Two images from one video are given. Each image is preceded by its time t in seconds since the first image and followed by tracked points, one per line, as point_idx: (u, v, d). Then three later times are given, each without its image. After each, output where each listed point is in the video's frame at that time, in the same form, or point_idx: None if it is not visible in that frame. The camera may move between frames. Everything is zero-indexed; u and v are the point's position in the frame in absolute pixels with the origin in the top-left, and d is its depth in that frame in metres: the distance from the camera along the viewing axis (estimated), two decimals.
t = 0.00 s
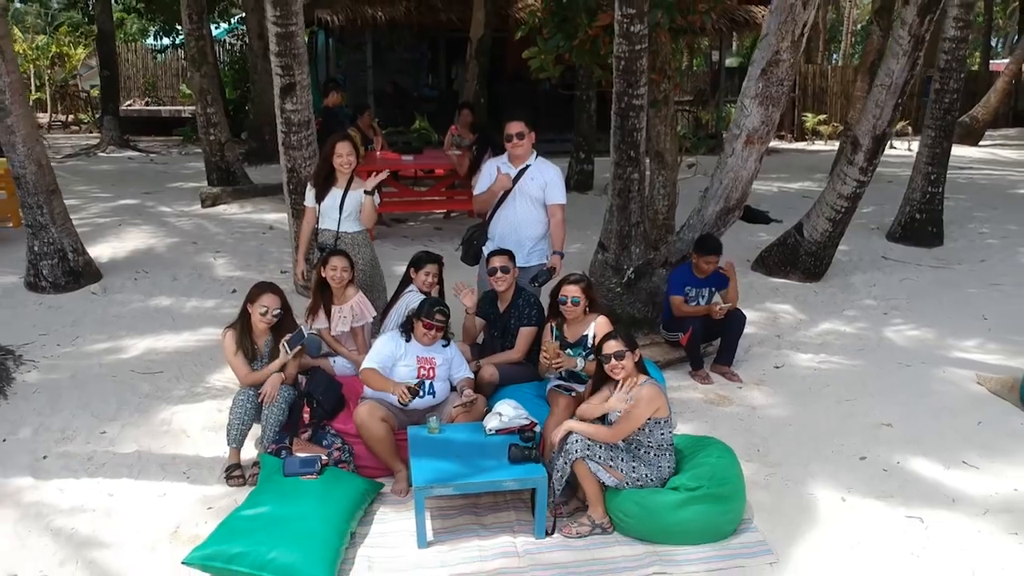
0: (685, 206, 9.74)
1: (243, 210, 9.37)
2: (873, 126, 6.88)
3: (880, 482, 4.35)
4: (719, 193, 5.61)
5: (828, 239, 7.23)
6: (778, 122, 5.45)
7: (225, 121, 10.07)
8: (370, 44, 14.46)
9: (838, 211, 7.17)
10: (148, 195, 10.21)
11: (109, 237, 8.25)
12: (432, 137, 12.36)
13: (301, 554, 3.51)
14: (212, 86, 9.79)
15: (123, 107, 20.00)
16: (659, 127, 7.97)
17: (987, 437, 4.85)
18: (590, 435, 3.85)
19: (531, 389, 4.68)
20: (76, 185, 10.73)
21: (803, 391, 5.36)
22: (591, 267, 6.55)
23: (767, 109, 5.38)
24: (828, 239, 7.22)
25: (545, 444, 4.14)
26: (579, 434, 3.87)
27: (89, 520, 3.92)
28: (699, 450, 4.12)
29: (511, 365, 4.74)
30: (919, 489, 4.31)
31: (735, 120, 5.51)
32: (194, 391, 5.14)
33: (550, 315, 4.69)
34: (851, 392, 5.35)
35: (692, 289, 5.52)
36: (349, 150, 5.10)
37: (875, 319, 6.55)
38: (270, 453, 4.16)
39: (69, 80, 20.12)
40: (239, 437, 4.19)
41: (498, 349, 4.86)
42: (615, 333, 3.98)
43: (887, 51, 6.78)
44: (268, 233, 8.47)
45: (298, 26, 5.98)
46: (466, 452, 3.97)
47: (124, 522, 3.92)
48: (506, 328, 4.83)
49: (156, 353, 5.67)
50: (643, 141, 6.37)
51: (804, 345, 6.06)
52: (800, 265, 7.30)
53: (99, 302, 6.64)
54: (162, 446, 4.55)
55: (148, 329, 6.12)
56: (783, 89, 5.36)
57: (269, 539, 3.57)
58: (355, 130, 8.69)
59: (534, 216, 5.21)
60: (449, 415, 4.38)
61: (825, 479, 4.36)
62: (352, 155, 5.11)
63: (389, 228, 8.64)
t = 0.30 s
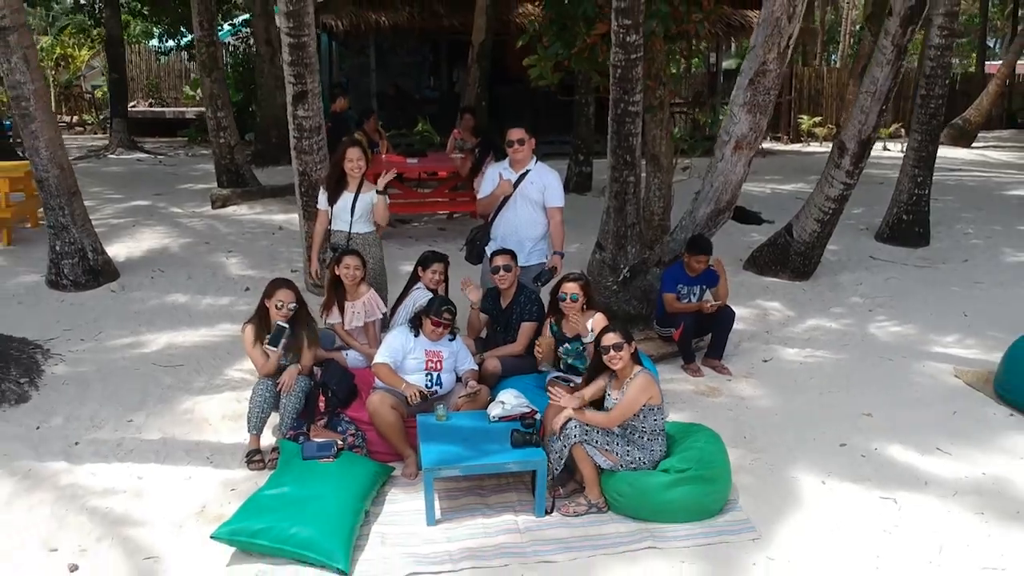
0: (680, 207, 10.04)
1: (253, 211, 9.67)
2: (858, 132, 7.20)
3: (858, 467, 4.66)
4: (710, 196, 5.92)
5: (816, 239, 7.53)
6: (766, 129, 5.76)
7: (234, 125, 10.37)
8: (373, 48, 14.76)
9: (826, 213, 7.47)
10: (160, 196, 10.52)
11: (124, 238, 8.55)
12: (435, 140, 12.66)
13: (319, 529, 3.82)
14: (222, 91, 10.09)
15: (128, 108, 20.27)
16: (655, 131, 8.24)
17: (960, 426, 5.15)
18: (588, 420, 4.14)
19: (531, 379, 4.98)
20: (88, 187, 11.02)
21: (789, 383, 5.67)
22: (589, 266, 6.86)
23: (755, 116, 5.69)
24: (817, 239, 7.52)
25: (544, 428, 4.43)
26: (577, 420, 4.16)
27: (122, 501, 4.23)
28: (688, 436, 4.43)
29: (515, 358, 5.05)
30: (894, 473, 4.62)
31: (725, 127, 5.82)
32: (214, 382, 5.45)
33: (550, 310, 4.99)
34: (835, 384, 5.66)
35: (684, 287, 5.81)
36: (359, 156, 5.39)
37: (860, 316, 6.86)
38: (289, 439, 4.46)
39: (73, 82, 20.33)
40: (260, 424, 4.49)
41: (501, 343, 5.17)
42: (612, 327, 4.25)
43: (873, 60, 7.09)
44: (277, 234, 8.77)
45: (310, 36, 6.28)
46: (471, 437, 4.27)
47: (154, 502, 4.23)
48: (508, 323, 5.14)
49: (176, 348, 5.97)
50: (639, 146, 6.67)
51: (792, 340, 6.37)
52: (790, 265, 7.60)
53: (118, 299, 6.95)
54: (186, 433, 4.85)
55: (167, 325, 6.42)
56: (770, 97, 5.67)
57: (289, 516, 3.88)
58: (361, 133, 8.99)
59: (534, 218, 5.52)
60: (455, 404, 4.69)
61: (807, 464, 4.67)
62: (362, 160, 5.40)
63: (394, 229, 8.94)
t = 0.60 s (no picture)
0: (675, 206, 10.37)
1: (261, 210, 10.00)
2: (845, 135, 7.53)
3: (837, 449, 4.99)
4: (701, 196, 6.25)
5: (805, 237, 7.86)
6: (753, 133, 6.11)
7: (243, 127, 10.70)
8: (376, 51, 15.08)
9: (813, 212, 7.80)
10: (171, 196, 10.85)
11: (139, 236, 8.88)
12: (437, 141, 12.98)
13: (336, 503, 4.15)
14: (232, 94, 10.42)
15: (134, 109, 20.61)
16: (650, 133, 8.57)
17: (935, 412, 5.49)
18: (584, 406, 4.48)
19: (532, 367, 5.31)
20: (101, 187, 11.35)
21: (774, 373, 6.00)
22: (587, 263, 7.19)
23: (743, 121, 6.04)
24: (805, 238, 7.85)
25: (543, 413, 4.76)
26: (574, 406, 4.50)
27: (151, 479, 4.56)
28: (674, 419, 4.77)
29: (516, 348, 5.38)
30: (870, 454, 4.95)
31: (714, 131, 6.16)
32: (232, 371, 5.78)
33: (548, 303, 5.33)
34: (818, 374, 5.99)
35: (676, 282, 6.17)
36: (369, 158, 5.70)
37: (845, 311, 7.19)
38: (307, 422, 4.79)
39: (79, 82, 20.61)
40: (280, 408, 4.85)
41: (503, 334, 5.51)
42: (606, 318, 4.58)
43: (857, 65, 7.42)
44: (286, 232, 9.10)
45: (321, 45, 6.61)
46: (476, 420, 4.60)
47: (182, 480, 4.56)
48: (509, 315, 5.48)
49: (194, 340, 6.30)
50: (634, 148, 6.99)
51: (779, 333, 6.70)
52: (779, 262, 7.93)
53: (136, 295, 7.28)
54: (208, 418, 5.18)
55: (184, 318, 6.75)
56: (757, 103, 6.02)
57: (308, 491, 4.20)
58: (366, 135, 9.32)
59: (533, 217, 5.85)
60: (460, 390, 5.02)
61: (788, 446, 5.00)
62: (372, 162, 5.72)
63: (399, 228, 9.27)
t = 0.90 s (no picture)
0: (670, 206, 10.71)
1: (270, 210, 10.36)
2: (829, 137, 7.88)
3: (815, 431, 5.34)
4: (690, 197, 6.61)
5: (791, 236, 8.21)
6: (740, 137, 6.47)
7: (251, 129, 11.05)
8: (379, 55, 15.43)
9: (800, 212, 8.16)
10: (181, 196, 11.21)
11: (153, 234, 9.24)
12: (438, 142, 13.34)
13: (349, 479, 4.50)
14: (241, 98, 10.78)
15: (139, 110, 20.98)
16: (644, 136, 8.92)
17: (908, 398, 5.84)
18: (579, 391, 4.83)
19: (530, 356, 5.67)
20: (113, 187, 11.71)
21: (759, 363, 6.35)
22: (583, 260, 7.54)
23: (729, 125, 6.40)
24: (792, 236, 8.21)
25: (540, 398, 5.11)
26: (569, 390, 4.85)
27: (177, 458, 4.92)
28: (663, 403, 5.12)
29: (515, 338, 5.74)
30: (846, 437, 5.31)
31: (702, 135, 6.52)
32: (247, 361, 6.14)
33: (545, 297, 5.72)
34: (801, 365, 6.34)
35: (667, 278, 6.55)
36: (378, 161, 6.11)
37: (829, 305, 7.55)
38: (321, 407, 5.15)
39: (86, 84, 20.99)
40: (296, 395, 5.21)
41: (503, 325, 5.86)
42: (599, 309, 4.93)
43: (841, 71, 7.78)
44: (294, 231, 9.45)
45: (330, 52, 6.96)
46: (478, 403, 4.95)
47: (206, 459, 4.92)
48: (509, 308, 5.84)
49: (211, 332, 6.67)
50: (628, 150, 7.35)
51: (765, 326, 7.05)
52: (767, 259, 8.28)
53: (154, 290, 7.63)
54: (228, 404, 5.54)
55: (200, 312, 7.11)
56: (742, 109, 6.39)
57: (323, 469, 4.56)
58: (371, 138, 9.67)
59: (531, 216, 6.21)
60: (463, 377, 5.38)
61: (769, 430, 5.35)
62: (380, 164, 6.11)
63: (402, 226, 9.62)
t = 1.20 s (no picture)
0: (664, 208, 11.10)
1: (278, 212, 10.75)
2: (813, 143, 8.28)
3: (793, 418, 5.73)
4: (680, 199, 7.01)
5: (778, 237, 8.60)
6: (726, 143, 6.86)
7: (259, 134, 11.45)
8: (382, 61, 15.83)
9: (786, 214, 8.55)
10: (192, 199, 11.60)
11: (167, 235, 9.64)
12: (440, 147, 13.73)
13: (361, 460, 4.88)
14: (250, 104, 11.17)
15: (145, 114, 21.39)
16: (638, 141, 9.31)
17: (883, 389, 6.22)
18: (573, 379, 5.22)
19: (528, 347, 6.06)
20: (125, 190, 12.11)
21: (744, 356, 6.74)
22: (579, 260, 7.93)
23: (716, 132, 6.80)
24: (779, 237, 8.59)
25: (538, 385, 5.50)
26: (564, 379, 5.24)
27: (200, 442, 5.31)
28: (651, 392, 5.52)
29: (514, 331, 6.14)
30: (822, 423, 5.70)
31: (691, 142, 6.92)
32: (262, 354, 6.53)
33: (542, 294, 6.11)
34: (783, 358, 6.73)
35: (658, 276, 6.91)
36: (386, 166, 6.49)
37: (813, 302, 7.94)
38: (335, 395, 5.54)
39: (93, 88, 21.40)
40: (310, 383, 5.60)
41: (503, 319, 6.25)
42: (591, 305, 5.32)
43: (824, 80, 8.18)
44: (302, 232, 9.85)
45: (340, 62, 7.35)
46: (480, 391, 5.34)
47: (227, 443, 5.30)
48: (508, 303, 6.23)
49: (226, 327, 7.06)
50: (621, 155, 7.74)
51: (751, 322, 7.44)
52: (755, 259, 8.67)
53: (170, 288, 8.02)
54: (245, 393, 5.93)
55: (216, 309, 7.50)
56: (728, 117, 6.79)
57: (336, 450, 4.94)
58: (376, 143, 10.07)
59: (529, 217, 6.59)
60: (466, 367, 5.76)
61: (751, 417, 5.74)
62: (389, 169, 6.50)
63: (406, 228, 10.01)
